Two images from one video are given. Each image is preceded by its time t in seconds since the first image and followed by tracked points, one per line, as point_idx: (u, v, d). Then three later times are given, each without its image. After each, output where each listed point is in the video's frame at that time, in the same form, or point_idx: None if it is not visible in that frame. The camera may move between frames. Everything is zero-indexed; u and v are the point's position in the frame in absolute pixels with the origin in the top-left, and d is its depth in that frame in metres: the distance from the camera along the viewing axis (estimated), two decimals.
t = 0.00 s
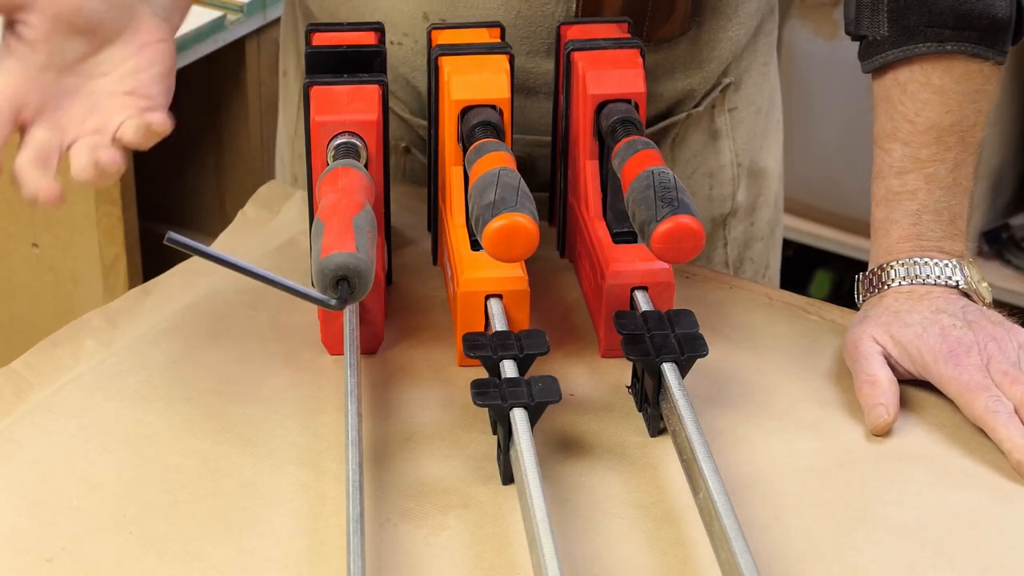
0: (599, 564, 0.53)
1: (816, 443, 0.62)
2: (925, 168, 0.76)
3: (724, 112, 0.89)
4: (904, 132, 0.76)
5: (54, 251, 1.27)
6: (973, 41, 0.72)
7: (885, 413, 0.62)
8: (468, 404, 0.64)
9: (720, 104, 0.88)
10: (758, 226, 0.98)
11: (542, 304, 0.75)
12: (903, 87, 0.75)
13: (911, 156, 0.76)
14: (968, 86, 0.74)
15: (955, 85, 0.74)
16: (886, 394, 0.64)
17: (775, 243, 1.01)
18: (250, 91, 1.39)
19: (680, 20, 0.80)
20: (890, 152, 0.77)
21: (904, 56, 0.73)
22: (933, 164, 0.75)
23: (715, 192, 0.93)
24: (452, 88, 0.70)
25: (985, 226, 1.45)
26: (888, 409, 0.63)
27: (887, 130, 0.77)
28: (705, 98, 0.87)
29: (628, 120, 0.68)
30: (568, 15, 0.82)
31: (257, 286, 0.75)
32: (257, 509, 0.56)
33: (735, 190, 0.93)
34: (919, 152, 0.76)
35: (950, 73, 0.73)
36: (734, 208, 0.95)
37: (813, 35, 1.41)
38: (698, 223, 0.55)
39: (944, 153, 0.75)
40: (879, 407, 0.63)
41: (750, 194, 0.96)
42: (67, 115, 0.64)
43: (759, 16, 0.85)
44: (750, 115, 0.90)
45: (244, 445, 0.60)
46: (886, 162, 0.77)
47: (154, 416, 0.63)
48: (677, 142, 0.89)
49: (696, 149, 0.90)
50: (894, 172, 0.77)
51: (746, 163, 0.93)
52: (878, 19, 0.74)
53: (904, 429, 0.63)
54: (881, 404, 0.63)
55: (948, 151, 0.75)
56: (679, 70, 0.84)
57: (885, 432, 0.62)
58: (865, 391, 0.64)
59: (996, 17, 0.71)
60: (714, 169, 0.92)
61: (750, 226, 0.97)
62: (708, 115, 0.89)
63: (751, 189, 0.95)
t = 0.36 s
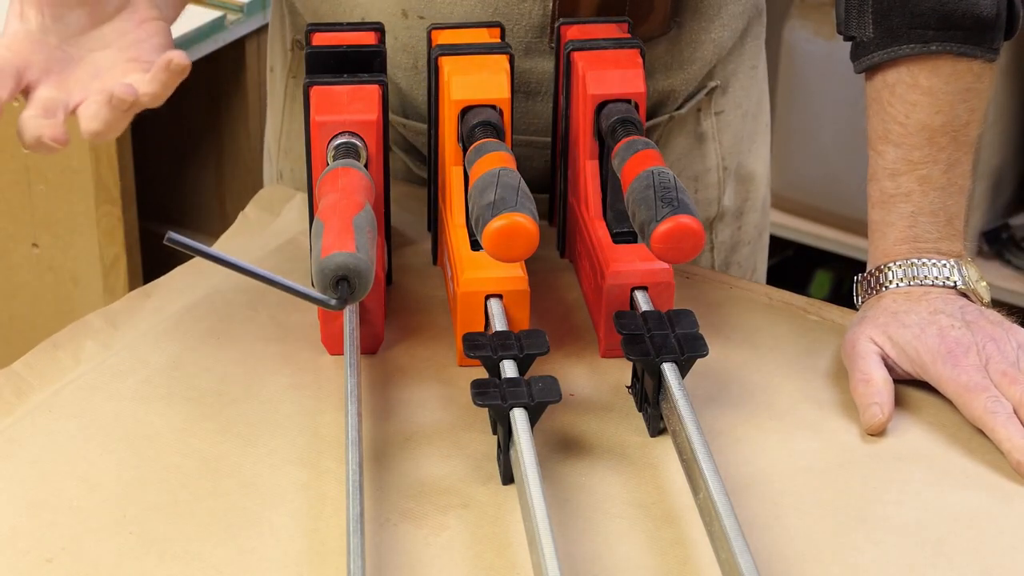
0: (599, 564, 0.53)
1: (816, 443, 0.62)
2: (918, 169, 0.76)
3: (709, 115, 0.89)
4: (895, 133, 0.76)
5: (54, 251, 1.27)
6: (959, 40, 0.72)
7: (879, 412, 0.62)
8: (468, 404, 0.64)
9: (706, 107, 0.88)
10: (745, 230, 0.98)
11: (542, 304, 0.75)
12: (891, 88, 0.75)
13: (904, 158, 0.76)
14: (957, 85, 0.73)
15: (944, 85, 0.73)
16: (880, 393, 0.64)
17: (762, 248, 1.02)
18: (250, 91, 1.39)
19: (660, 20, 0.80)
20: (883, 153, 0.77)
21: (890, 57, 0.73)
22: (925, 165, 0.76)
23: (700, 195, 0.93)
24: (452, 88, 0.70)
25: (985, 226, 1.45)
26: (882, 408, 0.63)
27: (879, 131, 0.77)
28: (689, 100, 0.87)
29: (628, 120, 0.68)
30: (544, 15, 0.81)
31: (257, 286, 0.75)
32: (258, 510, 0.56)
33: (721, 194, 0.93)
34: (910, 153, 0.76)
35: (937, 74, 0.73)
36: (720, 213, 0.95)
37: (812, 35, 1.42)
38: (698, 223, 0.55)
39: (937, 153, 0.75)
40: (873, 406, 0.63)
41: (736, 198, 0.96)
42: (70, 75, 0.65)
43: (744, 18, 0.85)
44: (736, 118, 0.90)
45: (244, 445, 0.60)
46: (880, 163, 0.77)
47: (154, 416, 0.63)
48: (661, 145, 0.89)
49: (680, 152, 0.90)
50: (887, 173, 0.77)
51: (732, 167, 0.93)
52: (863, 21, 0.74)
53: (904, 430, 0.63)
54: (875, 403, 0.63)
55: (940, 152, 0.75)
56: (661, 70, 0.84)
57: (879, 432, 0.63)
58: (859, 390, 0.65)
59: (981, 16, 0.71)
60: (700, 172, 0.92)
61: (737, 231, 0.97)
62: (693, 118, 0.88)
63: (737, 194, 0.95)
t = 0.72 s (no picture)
0: (599, 564, 0.53)
1: (816, 443, 0.62)
2: (920, 169, 0.76)
3: (707, 116, 0.89)
4: (898, 133, 0.76)
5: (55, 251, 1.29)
6: (962, 40, 0.72)
7: (876, 410, 0.62)
8: (468, 404, 0.64)
9: (704, 108, 0.88)
10: (745, 232, 0.97)
11: (543, 304, 0.75)
12: (894, 88, 0.75)
13: (906, 157, 0.76)
14: (959, 84, 0.74)
15: (946, 84, 0.73)
16: (877, 391, 0.64)
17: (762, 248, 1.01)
18: (250, 92, 1.39)
19: (657, 21, 0.81)
20: (885, 153, 0.77)
21: (892, 57, 0.73)
22: (928, 164, 0.76)
23: (699, 197, 0.92)
24: (452, 89, 0.70)
25: (985, 226, 1.45)
26: (879, 406, 0.63)
27: (881, 131, 0.77)
28: (687, 103, 0.87)
29: (628, 120, 0.68)
30: (542, 20, 0.81)
31: (257, 286, 0.75)
32: (257, 510, 0.56)
33: (720, 196, 0.93)
34: (914, 152, 0.76)
35: (940, 73, 0.73)
36: (720, 215, 0.94)
37: (812, 35, 1.42)
38: (698, 223, 0.55)
39: (939, 153, 0.75)
40: (870, 404, 0.63)
41: (736, 200, 0.95)
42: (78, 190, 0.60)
43: (741, 19, 0.84)
44: (735, 120, 0.90)
45: (244, 445, 0.61)
46: (881, 163, 0.77)
47: (154, 416, 0.63)
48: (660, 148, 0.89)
49: (679, 154, 0.90)
50: (890, 173, 0.77)
51: (731, 169, 0.92)
52: (866, 21, 0.74)
53: (904, 431, 0.64)
54: (872, 401, 0.63)
55: (942, 151, 0.75)
56: (659, 73, 0.85)
57: (876, 431, 0.63)
58: (857, 387, 0.65)
59: (984, 15, 0.71)
60: (698, 174, 0.92)
61: (737, 233, 0.97)
62: (690, 120, 0.88)
63: (737, 195, 0.95)
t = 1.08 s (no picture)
0: (599, 564, 0.53)
1: (816, 443, 0.62)
2: (918, 170, 0.76)
3: (707, 115, 0.89)
4: (895, 134, 0.76)
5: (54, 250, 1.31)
6: (958, 41, 0.72)
7: (871, 410, 0.62)
8: (468, 404, 0.64)
9: (704, 107, 0.88)
10: (745, 231, 0.97)
11: (543, 304, 0.75)
12: (891, 90, 0.75)
13: (904, 158, 0.76)
14: (955, 85, 0.74)
15: (943, 85, 0.74)
16: (874, 390, 0.64)
17: (762, 247, 1.01)
18: (251, 92, 1.39)
19: (655, 19, 0.80)
20: (884, 154, 0.77)
21: (888, 59, 0.73)
22: (926, 166, 0.76)
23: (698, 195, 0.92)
24: (452, 88, 0.70)
25: (985, 226, 1.45)
26: (876, 406, 0.63)
27: (879, 132, 0.77)
28: (685, 101, 0.87)
29: (628, 120, 0.68)
30: (537, 16, 0.82)
31: (257, 286, 0.75)
32: (257, 510, 0.56)
33: (719, 195, 0.93)
34: (911, 154, 0.76)
35: (937, 74, 0.73)
36: (719, 213, 0.94)
37: (812, 35, 1.42)
38: (698, 223, 0.55)
39: (936, 154, 0.75)
40: (866, 404, 0.63)
41: (735, 198, 0.95)
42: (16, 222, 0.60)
43: (741, 17, 0.85)
44: (734, 118, 0.90)
45: (243, 446, 0.60)
46: (880, 164, 0.77)
47: (154, 417, 0.63)
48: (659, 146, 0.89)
49: (679, 152, 0.90)
50: (888, 175, 0.77)
51: (730, 167, 0.92)
52: (862, 22, 0.74)
53: (905, 431, 0.64)
54: (868, 401, 0.63)
55: (940, 152, 0.75)
56: (657, 71, 0.85)
57: (872, 430, 0.63)
58: (853, 387, 0.65)
59: (979, 16, 0.71)
60: (697, 173, 0.92)
61: (737, 231, 0.97)
62: (690, 117, 0.88)
63: (736, 194, 0.95)
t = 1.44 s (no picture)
0: (599, 565, 0.53)
1: (816, 443, 0.62)
2: (922, 169, 0.76)
3: (722, 115, 0.89)
4: (901, 132, 0.76)
5: (54, 249, 1.31)
6: (965, 41, 0.72)
7: (873, 411, 0.63)
8: (468, 404, 0.64)
9: (719, 107, 0.89)
10: (751, 232, 0.97)
11: (543, 304, 0.75)
12: (897, 87, 0.75)
13: (909, 157, 0.76)
14: (962, 85, 0.74)
15: (949, 85, 0.74)
16: (875, 391, 0.64)
17: (766, 249, 1.01)
18: (251, 91, 1.39)
19: (669, 17, 0.81)
20: (888, 152, 0.77)
21: (895, 56, 0.74)
22: (930, 165, 0.76)
23: (708, 195, 0.93)
24: (452, 89, 0.70)
25: (985, 226, 1.45)
26: (877, 407, 0.63)
27: (885, 130, 0.77)
28: (700, 99, 0.87)
29: (628, 120, 0.68)
30: (552, 8, 0.82)
31: (257, 286, 0.75)
32: (257, 509, 0.56)
33: (728, 195, 0.93)
34: (916, 153, 0.76)
35: (943, 73, 0.73)
36: (728, 213, 0.94)
37: (812, 35, 1.42)
38: (698, 223, 0.55)
39: (940, 153, 0.75)
40: (868, 404, 0.63)
41: (744, 199, 0.95)
42: (45, 167, 0.63)
43: (757, 19, 0.86)
44: (749, 120, 0.91)
45: (244, 445, 0.60)
46: (884, 162, 0.77)
47: (154, 416, 0.63)
48: (673, 144, 0.89)
49: (691, 151, 0.90)
50: (893, 173, 0.77)
51: (742, 168, 0.93)
52: (871, 19, 0.74)
53: (905, 431, 0.63)
54: (870, 402, 0.63)
55: (944, 152, 0.75)
56: (671, 69, 0.85)
57: (874, 430, 0.63)
58: (854, 388, 0.65)
59: (988, 17, 0.71)
60: (709, 173, 0.92)
61: (744, 233, 0.97)
62: (705, 117, 0.89)
63: (746, 195, 0.95)
